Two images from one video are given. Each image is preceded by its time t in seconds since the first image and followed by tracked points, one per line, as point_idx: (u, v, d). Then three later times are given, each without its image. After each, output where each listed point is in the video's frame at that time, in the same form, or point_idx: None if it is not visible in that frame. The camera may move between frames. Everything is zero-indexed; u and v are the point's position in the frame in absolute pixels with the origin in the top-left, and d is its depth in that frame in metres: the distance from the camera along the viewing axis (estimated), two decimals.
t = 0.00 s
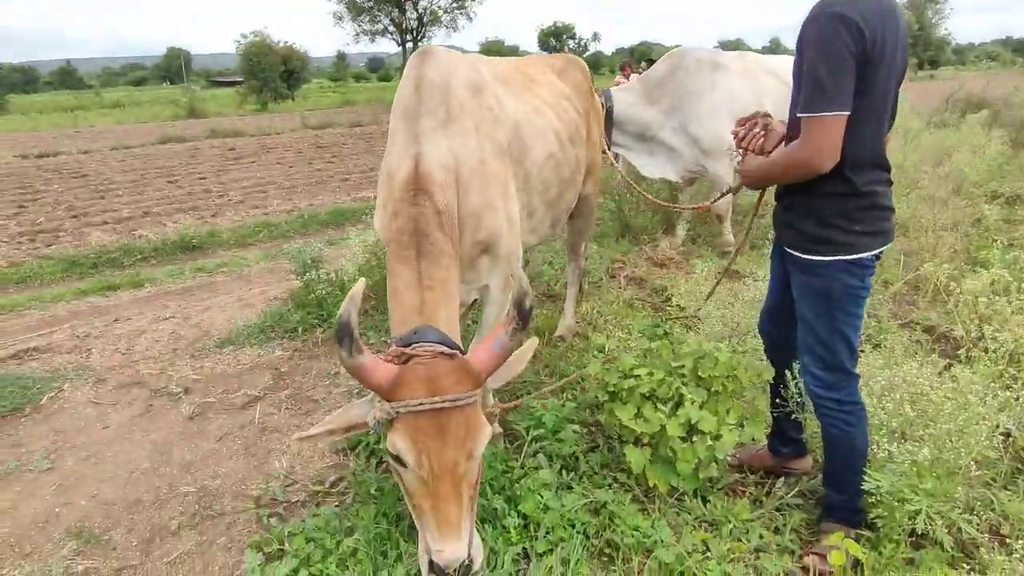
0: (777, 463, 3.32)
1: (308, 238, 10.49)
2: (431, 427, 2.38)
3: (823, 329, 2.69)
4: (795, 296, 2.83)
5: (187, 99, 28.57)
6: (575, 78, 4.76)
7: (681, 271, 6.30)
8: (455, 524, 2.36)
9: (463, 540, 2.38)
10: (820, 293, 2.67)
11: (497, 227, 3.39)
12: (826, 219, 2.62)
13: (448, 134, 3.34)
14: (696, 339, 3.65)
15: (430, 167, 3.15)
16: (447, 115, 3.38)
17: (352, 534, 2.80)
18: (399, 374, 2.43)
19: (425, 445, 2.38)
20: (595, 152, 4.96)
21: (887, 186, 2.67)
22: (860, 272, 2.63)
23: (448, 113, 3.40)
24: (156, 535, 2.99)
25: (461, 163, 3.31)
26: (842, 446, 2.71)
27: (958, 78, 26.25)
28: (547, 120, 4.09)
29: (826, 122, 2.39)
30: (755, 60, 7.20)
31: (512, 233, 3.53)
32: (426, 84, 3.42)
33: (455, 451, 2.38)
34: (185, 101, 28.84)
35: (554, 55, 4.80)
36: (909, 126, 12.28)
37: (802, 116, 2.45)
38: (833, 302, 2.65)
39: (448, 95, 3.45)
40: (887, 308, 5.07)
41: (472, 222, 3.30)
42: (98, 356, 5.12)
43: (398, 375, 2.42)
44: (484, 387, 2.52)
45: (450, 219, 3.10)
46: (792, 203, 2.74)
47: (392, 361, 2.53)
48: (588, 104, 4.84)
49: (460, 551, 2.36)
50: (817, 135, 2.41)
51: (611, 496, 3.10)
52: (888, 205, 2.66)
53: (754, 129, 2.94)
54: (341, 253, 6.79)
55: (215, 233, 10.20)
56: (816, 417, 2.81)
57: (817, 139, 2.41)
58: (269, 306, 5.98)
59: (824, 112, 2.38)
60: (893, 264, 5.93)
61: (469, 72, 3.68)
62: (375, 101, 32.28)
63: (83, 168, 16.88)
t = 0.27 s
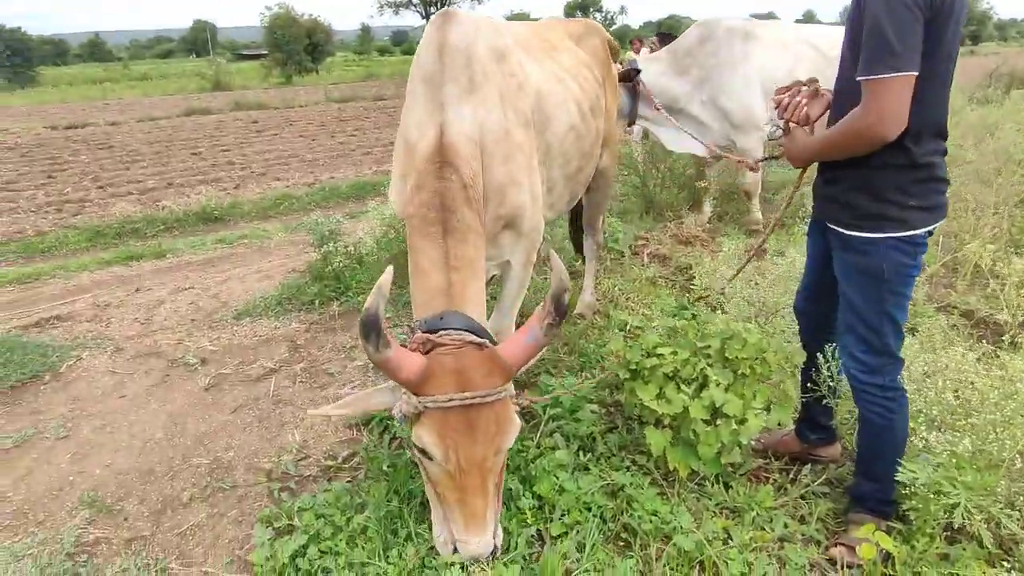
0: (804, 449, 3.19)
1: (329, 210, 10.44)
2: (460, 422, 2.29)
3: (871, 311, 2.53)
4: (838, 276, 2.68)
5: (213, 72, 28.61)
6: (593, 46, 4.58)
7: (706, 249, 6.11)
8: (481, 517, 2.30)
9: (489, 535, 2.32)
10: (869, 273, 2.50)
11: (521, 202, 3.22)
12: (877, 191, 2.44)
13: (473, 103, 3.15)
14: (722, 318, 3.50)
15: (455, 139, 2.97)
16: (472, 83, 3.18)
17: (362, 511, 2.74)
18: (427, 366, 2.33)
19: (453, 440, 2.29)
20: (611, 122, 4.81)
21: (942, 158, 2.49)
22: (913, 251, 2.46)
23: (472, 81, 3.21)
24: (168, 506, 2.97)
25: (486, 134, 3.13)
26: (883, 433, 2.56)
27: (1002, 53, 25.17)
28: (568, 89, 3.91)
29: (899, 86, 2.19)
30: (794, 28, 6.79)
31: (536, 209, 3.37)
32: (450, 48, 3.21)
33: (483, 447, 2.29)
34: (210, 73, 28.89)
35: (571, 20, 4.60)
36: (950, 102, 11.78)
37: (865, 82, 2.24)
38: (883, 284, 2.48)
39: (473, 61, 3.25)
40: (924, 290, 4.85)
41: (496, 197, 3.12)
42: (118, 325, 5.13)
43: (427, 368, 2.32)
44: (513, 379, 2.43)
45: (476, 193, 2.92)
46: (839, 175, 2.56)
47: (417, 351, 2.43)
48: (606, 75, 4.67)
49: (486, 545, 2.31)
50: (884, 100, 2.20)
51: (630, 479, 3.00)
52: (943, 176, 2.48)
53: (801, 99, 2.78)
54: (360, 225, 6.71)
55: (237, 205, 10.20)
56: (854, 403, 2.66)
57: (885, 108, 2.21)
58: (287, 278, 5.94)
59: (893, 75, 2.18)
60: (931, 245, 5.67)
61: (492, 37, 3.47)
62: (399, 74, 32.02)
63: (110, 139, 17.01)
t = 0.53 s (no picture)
0: (822, 440, 3.08)
1: (344, 189, 10.38)
2: (483, 402, 2.17)
3: (914, 296, 2.42)
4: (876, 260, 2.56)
5: (232, 51, 28.59)
6: (604, 18, 4.38)
7: (726, 232, 5.95)
8: (505, 502, 2.17)
9: (513, 522, 2.17)
10: (916, 257, 2.39)
11: (531, 183, 3.11)
12: (929, 171, 2.33)
13: (482, 80, 3.03)
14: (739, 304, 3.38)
15: (464, 117, 2.85)
16: (481, 58, 3.05)
17: (366, 494, 2.69)
18: (447, 343, 2.23)
19: (475, 419, 2.16)
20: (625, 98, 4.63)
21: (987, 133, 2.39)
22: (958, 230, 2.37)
23: (481, 56, 3.07)
24: (172, 485, 2.94)
25: (496, 112, 3.01)
26: (914, 423, 2.47)
27: None
28: (581, 64, 3.76)
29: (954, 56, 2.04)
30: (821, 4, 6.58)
31: (548, 190, 3.25)
32: (459, 21, 3.06)
33: (507, 425, 2.16)
34: (229, 52, 28.87)
35: None
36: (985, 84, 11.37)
37: (914, 51, 2.10)
38: (930, 266, 2.38)
39: (483, 35, 3.10)
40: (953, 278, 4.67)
41: (506, 177, 3.01)
42: (130, 302, 5.13)
43: (447, 344, 2.22)
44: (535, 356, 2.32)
45: (486, 173, 2.81)
46: (882, 155, 2.43)
47: (433, 329, 2.32)
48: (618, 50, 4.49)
49: (510, 533, 2.16)
50: (940, 67, 2.05)
51: (640, 467, 2.90)
52: (989, 155, 2.41)
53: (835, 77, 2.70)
54: (374, 205, 6.63)
55: (253, 184, 10.18)
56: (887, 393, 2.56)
57: (940, 77, 2.06)
58: (299, 257, 5.90)
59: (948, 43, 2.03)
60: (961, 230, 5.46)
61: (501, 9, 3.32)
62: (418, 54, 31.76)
63: (130, 117, 17.09)
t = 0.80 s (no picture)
0: (829, 422, 3.03)
1: (359, 170, 10.39)
2: (500, 380, 2.15)
3: (930, 275, 2.35)
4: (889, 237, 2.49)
5: (252, 32, 28.65)
6: None
7: (740, 214, 5.86)
8: (527, 473, 2.23)
9: (535, 489, 2.25)
10: (931, 232, 2.33)
11: (537, 156, 3.07)
12: (947, 143, 2.25)
13: (487, 51, 2.99)
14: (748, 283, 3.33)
15: (468, 88, 2.81)
16: (485, 29, 3.01)
17: (367, 467, 2.70)
18: (459, 323, 2.17)
19: (495, 399, 2.15)
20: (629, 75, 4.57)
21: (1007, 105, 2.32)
22: (977, 205, 2.30)
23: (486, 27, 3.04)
24: (179, 456, 2.99)
25: (501, 83, 2.97)
26: (921, 404, 2.42)
27: None
28: (586, 38, 3.71)
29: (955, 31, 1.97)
30: None
31: (553, 163, 3.21)
32: None
33: (526, 403, 2.16)
34: (249, 34, 28.94)
35: None
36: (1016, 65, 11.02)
37: (919, 20, 2.01)
38: (949, 244, 2.31)
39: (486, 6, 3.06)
40: (972, 261, 4.56)
41: (510, 151, 2.97)
42: (145, 278, 5.19)
43: (459, 325, 2.16)
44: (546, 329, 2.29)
45: (492, 145, 2.78)
46: (898, 128, 2.36)
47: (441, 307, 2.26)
48: (623, 25, 4.42)
49: (534, 500, 2.24)
50: (942, 40, 1.99)
51: (642, 446, 2.89)
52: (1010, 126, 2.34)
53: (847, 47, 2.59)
54: (386, 185, 6.62)
55: (269, 165, 10.23)
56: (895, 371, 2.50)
57: (942, 50, 2.00)
58: (311, 235, 5.92)
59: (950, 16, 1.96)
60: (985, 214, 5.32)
61: None
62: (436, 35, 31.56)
63: (150, 99, 17.23)
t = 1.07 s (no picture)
0: (831, 407, 3.02)
1: (373, 156, 10.43)
2: (498, 361, 2.16)
3: (929, 256, 2.33)
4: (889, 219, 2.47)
5: (271, 19, 28.73)
6: None
7: (752, 200, 5.81)
8: (523, 458, 2.22)
9: (531, 474, 2.24)
10: (932, 214, 2.30)
11: (540, 138, 3.06)
12: (951, 122, 2.22)
13: (488, 35, 2.99)
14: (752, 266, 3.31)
15: (470, 72, 2.81)
16: (485, 13, 3.03)
17: (368, 444, 2.75)
18: (460, 305, 2.19)
19: (492, 380, 2.16)
20: (632, 59, 4.56)
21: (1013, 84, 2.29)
22: (979, 186, 2.28)
23: (487, 11, 3.04)
24: (187, 431, 3.06)
25: (504, 67, 2.97)
26: (920, 388, 2.41)
27: None
28: (588, 22, 3.71)
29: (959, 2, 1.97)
30: None
31: (556, 146, 3.21)
32: None
33: (523, 386, 2.16)
34: (268, 21, 29.04)
35: None
36: None
37: None
38: (950, 224, 2.29)
39: None
40: (987, 249, 4.49)
41: (512, 134, 2.98)
42: (159, 260, 5.28)
43: (459, 306, 2.18)
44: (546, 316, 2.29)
45: (494, 128, 2.79)
46: (901, 108, 2.32)
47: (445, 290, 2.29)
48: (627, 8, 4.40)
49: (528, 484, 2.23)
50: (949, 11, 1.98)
51: (641, 428, 2.91)
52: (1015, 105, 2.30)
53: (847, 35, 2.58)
54: (397, 170, 6.65)
55: (284, 150, 10.30)
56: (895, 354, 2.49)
57: (951, 22, 1.98)
58: (322, 219, 5.97)
59: None
60: (1003, 201, 5.23)
61: None
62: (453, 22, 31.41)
63: (170, 85, 17.40)
